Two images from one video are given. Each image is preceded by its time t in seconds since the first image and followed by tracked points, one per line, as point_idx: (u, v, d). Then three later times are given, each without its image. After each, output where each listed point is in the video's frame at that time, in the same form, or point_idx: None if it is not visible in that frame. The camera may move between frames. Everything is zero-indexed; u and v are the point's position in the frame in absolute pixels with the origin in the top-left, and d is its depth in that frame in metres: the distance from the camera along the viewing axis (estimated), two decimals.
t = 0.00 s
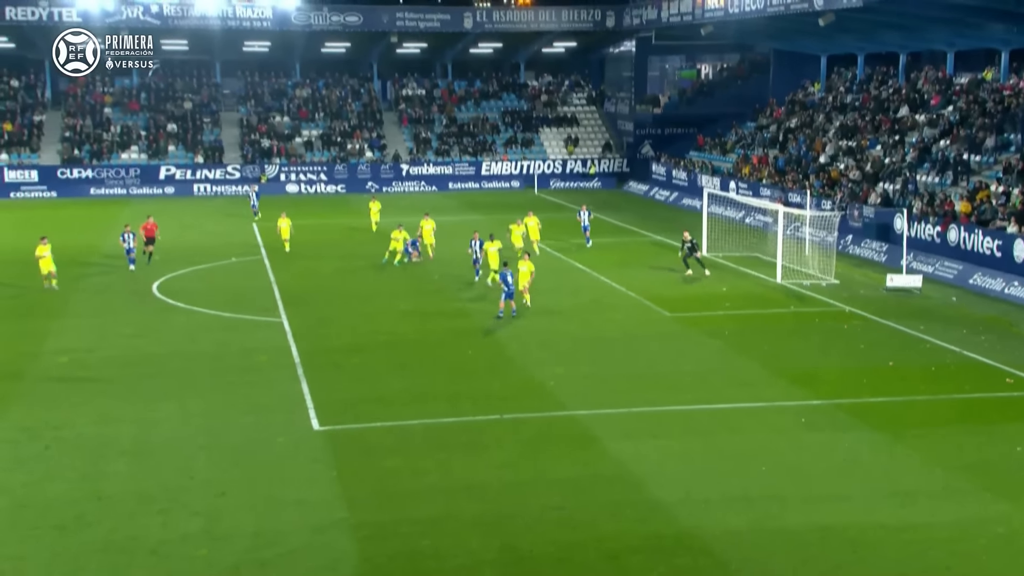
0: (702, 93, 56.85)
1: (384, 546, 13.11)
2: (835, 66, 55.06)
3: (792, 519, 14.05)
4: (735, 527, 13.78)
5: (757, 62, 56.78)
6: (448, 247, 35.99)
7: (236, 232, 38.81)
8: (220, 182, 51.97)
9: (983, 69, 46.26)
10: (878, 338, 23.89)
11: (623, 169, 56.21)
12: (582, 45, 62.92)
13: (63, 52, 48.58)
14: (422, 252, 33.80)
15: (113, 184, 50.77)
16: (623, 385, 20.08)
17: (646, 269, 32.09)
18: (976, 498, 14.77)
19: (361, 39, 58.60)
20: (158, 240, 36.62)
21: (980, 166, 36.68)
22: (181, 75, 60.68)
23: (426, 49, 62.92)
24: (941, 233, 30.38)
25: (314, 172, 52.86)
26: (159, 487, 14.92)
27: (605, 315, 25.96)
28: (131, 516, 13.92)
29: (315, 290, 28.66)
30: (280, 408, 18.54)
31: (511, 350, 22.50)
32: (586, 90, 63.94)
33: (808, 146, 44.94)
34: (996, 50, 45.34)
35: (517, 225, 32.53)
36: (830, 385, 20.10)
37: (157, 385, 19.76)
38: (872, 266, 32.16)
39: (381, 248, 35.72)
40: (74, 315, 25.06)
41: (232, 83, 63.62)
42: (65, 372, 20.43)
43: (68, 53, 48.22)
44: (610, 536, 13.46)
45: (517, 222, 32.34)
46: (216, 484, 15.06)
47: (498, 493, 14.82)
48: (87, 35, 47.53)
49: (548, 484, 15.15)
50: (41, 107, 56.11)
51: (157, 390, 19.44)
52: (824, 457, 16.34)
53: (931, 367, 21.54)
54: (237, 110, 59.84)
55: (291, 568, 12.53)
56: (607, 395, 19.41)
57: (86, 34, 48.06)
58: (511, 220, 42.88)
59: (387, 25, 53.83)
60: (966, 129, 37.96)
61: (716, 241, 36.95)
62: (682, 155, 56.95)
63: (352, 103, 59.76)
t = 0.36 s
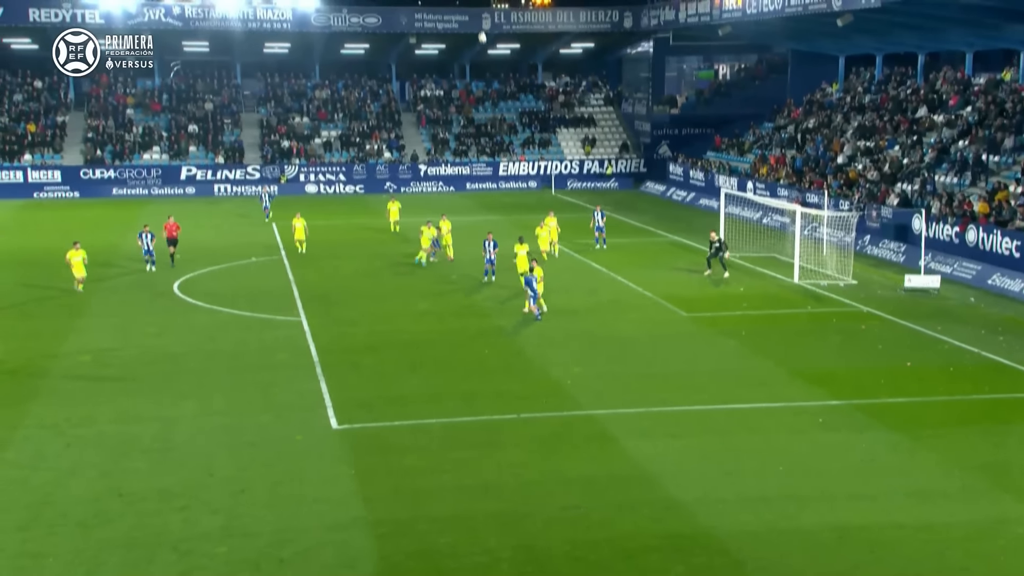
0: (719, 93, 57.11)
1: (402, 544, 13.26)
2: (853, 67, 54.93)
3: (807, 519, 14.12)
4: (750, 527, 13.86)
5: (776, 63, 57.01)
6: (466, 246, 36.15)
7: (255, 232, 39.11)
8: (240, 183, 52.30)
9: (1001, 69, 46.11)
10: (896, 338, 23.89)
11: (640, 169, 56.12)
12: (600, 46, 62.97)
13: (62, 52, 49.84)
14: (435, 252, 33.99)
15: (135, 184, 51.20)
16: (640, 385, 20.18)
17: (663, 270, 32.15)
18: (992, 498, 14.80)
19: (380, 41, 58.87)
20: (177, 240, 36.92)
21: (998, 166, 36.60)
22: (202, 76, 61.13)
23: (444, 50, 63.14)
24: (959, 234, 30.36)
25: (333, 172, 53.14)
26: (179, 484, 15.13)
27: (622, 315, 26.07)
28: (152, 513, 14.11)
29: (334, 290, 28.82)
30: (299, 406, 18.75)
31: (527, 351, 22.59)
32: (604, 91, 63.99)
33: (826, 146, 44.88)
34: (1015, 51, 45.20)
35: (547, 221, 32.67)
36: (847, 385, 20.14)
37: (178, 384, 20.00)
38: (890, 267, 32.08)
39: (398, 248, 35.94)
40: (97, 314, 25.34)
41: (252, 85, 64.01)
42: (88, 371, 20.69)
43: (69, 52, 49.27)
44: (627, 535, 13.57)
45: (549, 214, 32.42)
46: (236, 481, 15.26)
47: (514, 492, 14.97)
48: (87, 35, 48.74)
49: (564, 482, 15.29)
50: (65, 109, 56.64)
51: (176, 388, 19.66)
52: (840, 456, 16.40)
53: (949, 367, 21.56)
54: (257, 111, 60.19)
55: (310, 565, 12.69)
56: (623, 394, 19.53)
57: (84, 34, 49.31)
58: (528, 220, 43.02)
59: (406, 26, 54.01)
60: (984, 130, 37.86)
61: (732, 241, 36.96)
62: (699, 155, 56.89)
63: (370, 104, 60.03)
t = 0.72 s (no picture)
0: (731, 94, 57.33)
1: (412, 543, 13.26)
2: (865, 66, 54.68)
3: (818, 519, 14.08)
4: (761, 527, 13.82)
5: (787, 63, 56.74)
6: (477, 246, 36.15)
7: (267, 232, 39.18)
8: (252, 183, 52.42)
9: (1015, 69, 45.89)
10: (908, 338, 23.79)
11: (652, 168, 56.27)
12: (611, 46, 62.88)
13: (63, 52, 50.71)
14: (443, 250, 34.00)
15: (147, 184, 51.36)
16: (651, 385, 20.15)
17: (674, 269, 32.12)
18: (1005, 499, 14.73)
19: (391, 41, 58.93)
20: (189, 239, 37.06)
21: (1012, 166, 36.42)
22: (214, 75, 61.29)
23: (455, 50, 63.16)
24: (972, 234, 30.22)
25: (344, 172, 53.27)
26: (191, 483, 15.18)
27: (633, 315, 26.03)
28: (164, 511, 14.16)
29: (345, 289, 28.89)
30: (311, 405, 18.80)
31: (538, 350, 22.60)
32: (615, 91, 63.94)
33: (838, 146, 44.74)
34: None
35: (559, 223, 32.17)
36: (859, 385, 20.08)
37: (189, 383, 20.06)
38: (902, 267, 31.95)
39: (409, 248, 36.02)
40: (109, 314, 25.46)
41: (263, 85, 64.16)
42: (100, 370, 20.77)
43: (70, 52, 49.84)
44: (637, 535, 13.56)
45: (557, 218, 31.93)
46: (247, 480, 15.31)
47: (525, 491, 14.97)
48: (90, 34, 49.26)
49: (575, 482, 15.28)
50: (77, 109, 56.87)
51: (189, 387, 19.75)
52: (851, 457, 16.36)
53: (962, 367, 21.48)
54: (269, 111, 60.30)
55: (321, 564, 12.72)
56: (634, 394, 19.52)
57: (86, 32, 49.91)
58: (539, 220, 43.00)
59: (417, 26, 54.03)
60: (998, 130, 37.68)
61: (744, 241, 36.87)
62: (710, 155, 56.83)
63: (382, 104, 60.12)
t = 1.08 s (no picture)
0: (737, 93, 56.82)
1: (418, 544, 13.27)
2: (871, 66, 54.55)
3: (825, 520, 14.04)
4: (767, 527, 13.80)
5: (793, 63, 56.39)
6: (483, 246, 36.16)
7: (273, 232, 39.25)
8: (258, 183, 52.50)
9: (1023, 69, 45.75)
10: (915, 339, 23.75)
11: (657, 169, 55.75)
12: (616, 46, 62.82)
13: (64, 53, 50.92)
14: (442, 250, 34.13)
15: (154, 184, 51.45)
16: (656, 385, 20.15)
17: (680, 269, 32.12)
18: (1012, 499, 14.70)
19: (397, 41, 58.96)
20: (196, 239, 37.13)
21: (1019, 166, 36.33)
22: (220, 75, 61.36)
23: (461, 50, 63.19)
24: (979, 234, 30.13)
25: (350, 172, 53.39)
26: (198, 483, 15.20)
27: (639, 315, 26.01)
28: (171, 511, 14.18)
29: (352, 289, 28.92)
30: (317, 405, 18.82)
31: (544, 350, 22.61)
32: (621, 91, 63.92)
33: (843, 146, 44.67)
34: None
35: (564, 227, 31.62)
36: (865, 386, 20.05)
37: (197, 383, 20.10)
38: (908, 267, 31.88)
39: (415, 247, 36.07)
40: (116, 313, 25.50)
41: (269, 85, 64.26)
42: (107, 370, 20.80)
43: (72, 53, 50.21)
44: (644, 535, 13.55)
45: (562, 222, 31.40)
46: (253, 479, 15.33)
47: (531, 491, 14.97)
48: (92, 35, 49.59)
49: (581, 482, 15.28)
50: (84, 109, 56.98)
51: (195, 387, 19.77)
52: (858, 457, 16.33)
53: (969, 368, 21.44)
54: (275, 111, 60.34)
55: (327, 564, 12.72)
56: (640, 394, 19.51)
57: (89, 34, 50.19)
58: (545, 220, 43.02)
59: (423, 26, 54.05)
60: (1004, 130, 37.59)
61: (750, 241, 36.82)
62: (716, 155, 56.83)
63: (387, 104, 60.20)
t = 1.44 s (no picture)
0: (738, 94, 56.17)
1: (420, 543, 13.28)
2: (873, 66, 54.50)
3: (827, 520, 14.05)
4: (769, 528, 13.80)
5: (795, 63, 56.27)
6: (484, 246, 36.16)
7: (275, 232, 39.28)
8: (259, 183, 52.49)
9: None
10: (916, 338, 23.73)
11: (659, 168, 56.04)
12: (617, 45, 62.81)
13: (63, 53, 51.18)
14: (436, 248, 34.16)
15: (155, 184, 51.45)
16: (658, 385, 20.15)
17: (682, 269, 32.14)
18: (1014, 499, 14.71)
19: (398, 41, 58.95)
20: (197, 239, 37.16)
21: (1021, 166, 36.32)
22: (222, 76, 61.37)
23: (462, 50, 63.20)
24: (980, 234, 30.09)
25: (351, 172, 53.43)
26: (200, 483, 15.21)
27: (641, 315, 26.01)
28: (173, 511, 14.19)
29: (354, 289, 28.95)
30: (319, 404, 18.87)
31: (546, 350, 22.65)
32: (622, 91, 63.91)
33: (845, 146, 44.65)
34: None
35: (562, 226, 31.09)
36: (867, 385, 20.06)
37: (199, 382, 20.12)
38: (910, 267, 31.89)
39: (416, 247, 36.11)
40: (118, 313, 25.52)
41: (271, 85, 64.28)
42: (109, 370, 20.82)
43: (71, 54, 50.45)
44: (645, 535, 13.56)
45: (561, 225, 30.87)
46: (256, 479, 15.35)
47: (534, 491, 14.99)
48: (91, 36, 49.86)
49: (583, 482, 15.29)
50: (86, 109, 57.00)
51: (197, 387, 19.81)
52: (859, 457, 16.35)
53: (970, 367, 21.44)
54: (276, 111, 60.36)
55: (329, 564, 12.73)
56: (642, 394, 19.54)
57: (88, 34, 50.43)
58: (547, 220, 43.02)
59: (424, 26, 54.05)
60: (1006, 129, 37.55)
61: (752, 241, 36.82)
62: (717, 156, 56.85)
63: (389, 104, 60.21)
